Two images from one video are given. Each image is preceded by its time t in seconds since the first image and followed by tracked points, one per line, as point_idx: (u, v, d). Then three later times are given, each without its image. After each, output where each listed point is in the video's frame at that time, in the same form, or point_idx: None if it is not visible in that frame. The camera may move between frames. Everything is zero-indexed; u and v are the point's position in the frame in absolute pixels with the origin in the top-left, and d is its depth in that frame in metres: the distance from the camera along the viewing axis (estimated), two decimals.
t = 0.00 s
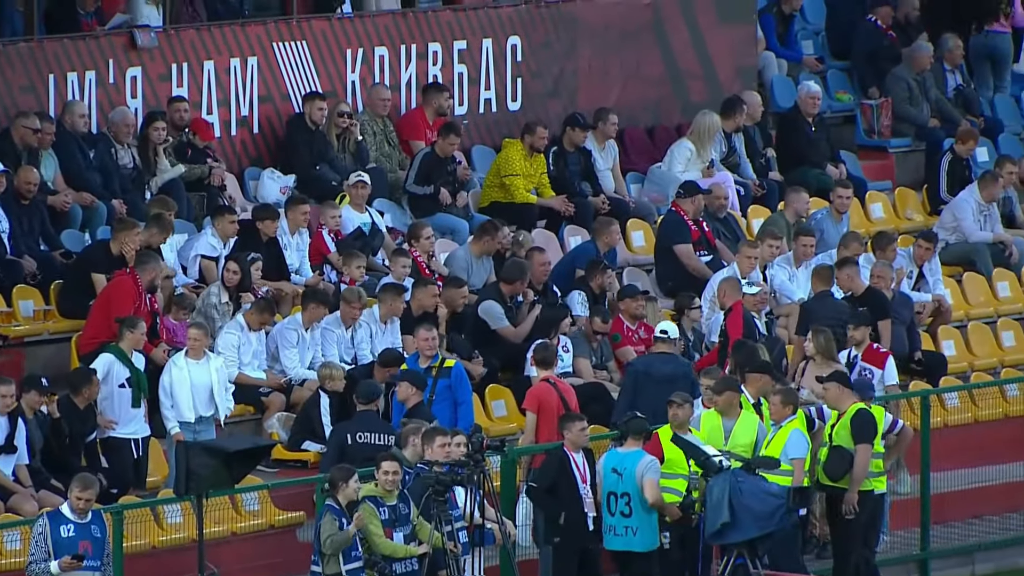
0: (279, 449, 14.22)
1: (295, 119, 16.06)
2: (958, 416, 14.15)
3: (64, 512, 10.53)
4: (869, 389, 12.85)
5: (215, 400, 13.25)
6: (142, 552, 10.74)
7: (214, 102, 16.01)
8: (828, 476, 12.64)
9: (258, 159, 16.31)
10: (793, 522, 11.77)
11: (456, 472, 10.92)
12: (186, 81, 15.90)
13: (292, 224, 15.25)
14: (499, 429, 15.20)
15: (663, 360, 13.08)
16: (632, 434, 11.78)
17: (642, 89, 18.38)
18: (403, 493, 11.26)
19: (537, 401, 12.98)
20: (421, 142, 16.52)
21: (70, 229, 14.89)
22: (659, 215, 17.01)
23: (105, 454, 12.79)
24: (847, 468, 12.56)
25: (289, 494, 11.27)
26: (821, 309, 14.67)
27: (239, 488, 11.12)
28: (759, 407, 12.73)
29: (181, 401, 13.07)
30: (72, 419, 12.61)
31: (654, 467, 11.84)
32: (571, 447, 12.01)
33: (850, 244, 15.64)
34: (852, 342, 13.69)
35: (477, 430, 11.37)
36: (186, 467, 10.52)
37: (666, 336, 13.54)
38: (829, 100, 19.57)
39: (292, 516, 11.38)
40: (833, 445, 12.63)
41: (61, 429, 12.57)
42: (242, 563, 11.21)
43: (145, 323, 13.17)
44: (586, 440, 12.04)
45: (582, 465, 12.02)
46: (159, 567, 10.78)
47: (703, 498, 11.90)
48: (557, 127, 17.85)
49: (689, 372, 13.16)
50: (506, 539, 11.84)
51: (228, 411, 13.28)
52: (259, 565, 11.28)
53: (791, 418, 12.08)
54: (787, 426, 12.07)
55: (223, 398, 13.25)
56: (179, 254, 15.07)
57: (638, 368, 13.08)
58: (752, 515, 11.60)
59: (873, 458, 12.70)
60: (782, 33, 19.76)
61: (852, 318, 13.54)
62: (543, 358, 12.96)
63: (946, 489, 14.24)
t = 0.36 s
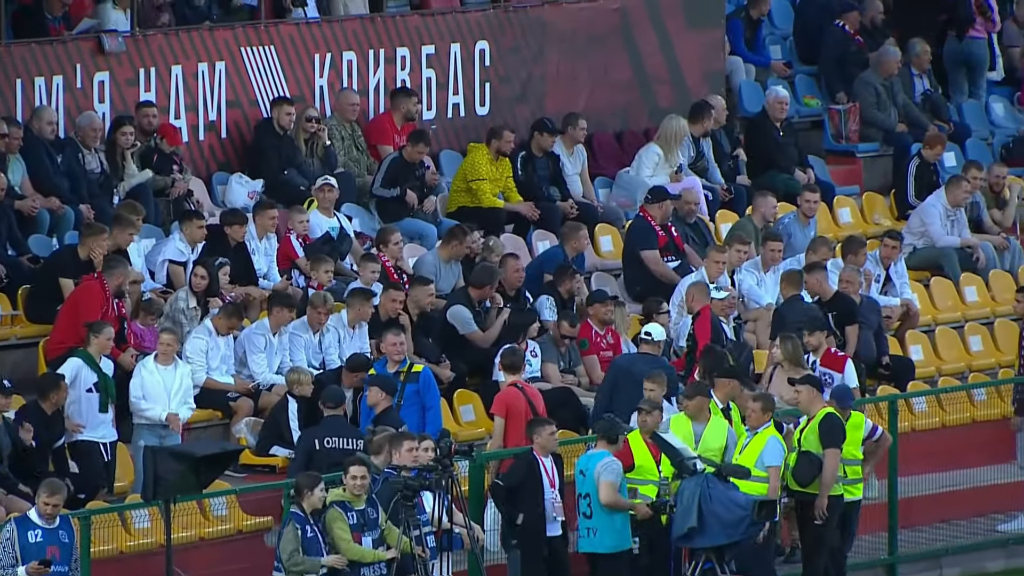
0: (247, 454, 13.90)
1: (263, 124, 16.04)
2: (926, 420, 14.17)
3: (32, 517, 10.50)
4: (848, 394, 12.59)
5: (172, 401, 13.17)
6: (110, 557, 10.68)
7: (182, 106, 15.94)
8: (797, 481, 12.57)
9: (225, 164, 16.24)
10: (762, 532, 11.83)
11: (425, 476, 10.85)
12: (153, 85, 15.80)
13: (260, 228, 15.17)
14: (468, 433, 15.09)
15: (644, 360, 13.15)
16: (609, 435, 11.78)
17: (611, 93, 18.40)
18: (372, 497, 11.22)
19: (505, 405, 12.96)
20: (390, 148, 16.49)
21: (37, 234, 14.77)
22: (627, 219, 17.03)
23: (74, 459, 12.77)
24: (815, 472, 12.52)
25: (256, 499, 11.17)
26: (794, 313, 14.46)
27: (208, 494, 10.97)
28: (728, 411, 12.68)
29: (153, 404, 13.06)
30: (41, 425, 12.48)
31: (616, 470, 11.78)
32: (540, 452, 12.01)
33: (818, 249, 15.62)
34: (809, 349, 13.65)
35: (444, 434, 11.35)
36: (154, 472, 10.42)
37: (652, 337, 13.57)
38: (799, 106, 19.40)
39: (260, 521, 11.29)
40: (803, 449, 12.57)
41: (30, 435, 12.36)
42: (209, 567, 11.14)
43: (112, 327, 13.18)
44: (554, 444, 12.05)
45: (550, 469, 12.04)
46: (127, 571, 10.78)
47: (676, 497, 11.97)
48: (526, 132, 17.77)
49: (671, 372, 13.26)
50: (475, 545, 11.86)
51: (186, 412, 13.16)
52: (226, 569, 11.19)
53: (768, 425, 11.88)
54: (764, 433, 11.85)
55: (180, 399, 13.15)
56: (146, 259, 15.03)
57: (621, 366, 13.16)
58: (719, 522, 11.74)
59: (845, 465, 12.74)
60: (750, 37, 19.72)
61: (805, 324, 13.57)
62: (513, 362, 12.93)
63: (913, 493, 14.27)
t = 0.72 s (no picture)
0: (218, 460, 13.82)
1: (234, 128, 15.98)
2: (897, 425, 14.10)
3: (4, 523, 10.49)
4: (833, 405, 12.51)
5: (141, 404, 13.11)
6: (82, 562, 10.60)
7: (154, 111, 15.83)
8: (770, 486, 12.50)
9: (197, 169, 16.13)
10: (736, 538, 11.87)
11: (397, 482, 10.83)
12: (126, 90, 15.70)
13: (232, 233, 15.17)
14: (440, 438, 15.04)
15: (625, 366, 13.20)
16: (591, 435, 11.69)
17: (583, 97, 18.37)
18: (345, 501, 11.14)
19: (478, 411, 12.93)
20: (362, 152, 16.44)
21: (9, 239, 14.54)
22: (599, 224, 17.03)
23: (45, 464, 12.70)
24: (786, 477, 12.45)
25: (229, 505, 11.00)
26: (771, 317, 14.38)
27: (179, 499, 10.82)
28: (701, 416, 12.65)
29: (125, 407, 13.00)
30: (11, 430, 12.33)
31: (582, 474, 11.77)
32: (513, 456, 11.90)
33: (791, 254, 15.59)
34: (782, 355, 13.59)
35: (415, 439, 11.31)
36: (126, 476, 10.37)
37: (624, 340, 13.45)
38: (772, 111, 19.32)
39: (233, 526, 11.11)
40: (774, 455, 12.50)
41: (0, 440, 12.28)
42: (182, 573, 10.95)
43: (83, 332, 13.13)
44: (527, 449, 11.94)
45: (524, 475, 11.92)
46: None
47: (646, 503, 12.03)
48: (498, 138, 17.72)
49: (648, 378, 13.34)
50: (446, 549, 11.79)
51: (154, 417, 13.12)
52: None
53: (747, 434, 12.13)
54: (744, 441, 12.13)
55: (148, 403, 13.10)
56: (118, 264, 14.90)
57: (601, 372, 13.14)
58: (694, 528, 11.72)
59: (825, 473, 12.76)
60: (723, 43, 19.65)
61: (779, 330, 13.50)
62: (486, 368, 12.87)
63: (886, 498, 14.19)
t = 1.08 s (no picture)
0: (194, 467, 13.80)
1: (209, 135, 15.90)
2: (873, 432, 14.11)
3: None
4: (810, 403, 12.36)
5: (116, 412, 12.94)
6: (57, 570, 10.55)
7: (130, 118, 15.73)
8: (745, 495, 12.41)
9: (173, 176, 16.04)
10: (714, 544, 11.94)
11: (372, 488, 10.66)
12: (101, 98, 15.60)
13: (207, 240, 15.06)
14: (417, 445, 15.04)
15: (602, 375, 13.29)
16: (563, 442, 11.72)
17: (558, 104, 18.25)
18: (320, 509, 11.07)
19: (455, 417, 12.93)
20: (339, 158, 16.38)
21: None
22: (575, 231, 17.01)
23: (20, 470, 12.67)
24: (762, 484, 12.33)
25: (204, 512, 10.88)
26: (747, 325, 14.53)
27: (155, 505, 10.71)
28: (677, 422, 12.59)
29: (100, 412, 12.86)
30: None
31: (554, 482, 11.81)
32: (488, 463, 11.86)
33: (767, 260, 15.63)
34: (762, 362, 13.49)
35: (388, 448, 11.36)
36: (101, 483, 10.30)
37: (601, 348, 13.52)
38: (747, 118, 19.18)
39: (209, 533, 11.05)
40: (749, 462, 12.42)
41: None
42: None
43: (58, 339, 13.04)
44: (502, 456, 11.92)
45: (499, 481, 11.88)
46: None
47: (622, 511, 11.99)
48: (474, 144, 17.62)
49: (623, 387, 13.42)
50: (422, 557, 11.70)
51: (128, 424, 12.95)
52: None
53: (722, 441, 12.02)
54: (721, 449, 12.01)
55: (124, 409, 12.94)
56: (94, 271, 14.79)
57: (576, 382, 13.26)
58: (671, 535, 11.82)
59: (822, 477, 12.72)
60: (698, 50, 19.50)
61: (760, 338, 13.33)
62: (462, 374, 12.90)
63: (861, 505, 14.16)
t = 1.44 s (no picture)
0: (171, 474, 13.72)
1: (186, 143, 15.86)
2: (849, 440, 13.84)
3: None
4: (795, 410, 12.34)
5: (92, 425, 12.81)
6: None
7: (106, 126, 15.68)
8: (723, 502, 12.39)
9: (150, 183, 15.98)
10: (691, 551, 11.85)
11: (349, 496, 10.59)
12: (78, 105, 15.54)
13: (185, 248, 14.94)
14: (393, 453, 15.01)
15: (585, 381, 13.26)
16: (546, 448, 11.66)
17: (535, 113, 18.04)
18: (298, 516, 10.99)
19: (437, 425, 12.93)
20: (316, 165, 16.29)
21: None
22: (553, 239, 16.98)
23: None
24: (739, 492, 12.34)
25: (182, 519, 10.81)
26: (722, 332, 14.69)
27: (132, 514, 10.70)
28: (655, 430, 12.60)
29: (76, 423, 12.72)
30: None
31: (535, 489, 11.71)
32: (464, 471, 11.72)
33: (743, 265, 15.71)
34: (736, 371, 13.48)
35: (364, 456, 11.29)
36: (77, 491, 10.29)
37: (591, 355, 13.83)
38: (724, 126, 18.98)
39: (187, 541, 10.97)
40: (727, 470, 12.38)
41: None
42: None
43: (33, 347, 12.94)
44: (479, 465, 11.76)
45: (476, 489, 11.74)
46: None
47: (600, 519, 11.91)
48: (451, 153, 17.45)
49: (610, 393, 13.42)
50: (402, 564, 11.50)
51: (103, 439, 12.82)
52: None
53: (695, 447, 12.05)
54: (690, 454, 12.06)
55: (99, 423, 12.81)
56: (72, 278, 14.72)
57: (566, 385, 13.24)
58: (648, 542, 11.73)
59: (812, 482, 12.54)
60: (675, 57, 19.33)
61: (734, 347, 13.35)
62: (441, 382, 12.93)
63: (843, 511, 13.85)
